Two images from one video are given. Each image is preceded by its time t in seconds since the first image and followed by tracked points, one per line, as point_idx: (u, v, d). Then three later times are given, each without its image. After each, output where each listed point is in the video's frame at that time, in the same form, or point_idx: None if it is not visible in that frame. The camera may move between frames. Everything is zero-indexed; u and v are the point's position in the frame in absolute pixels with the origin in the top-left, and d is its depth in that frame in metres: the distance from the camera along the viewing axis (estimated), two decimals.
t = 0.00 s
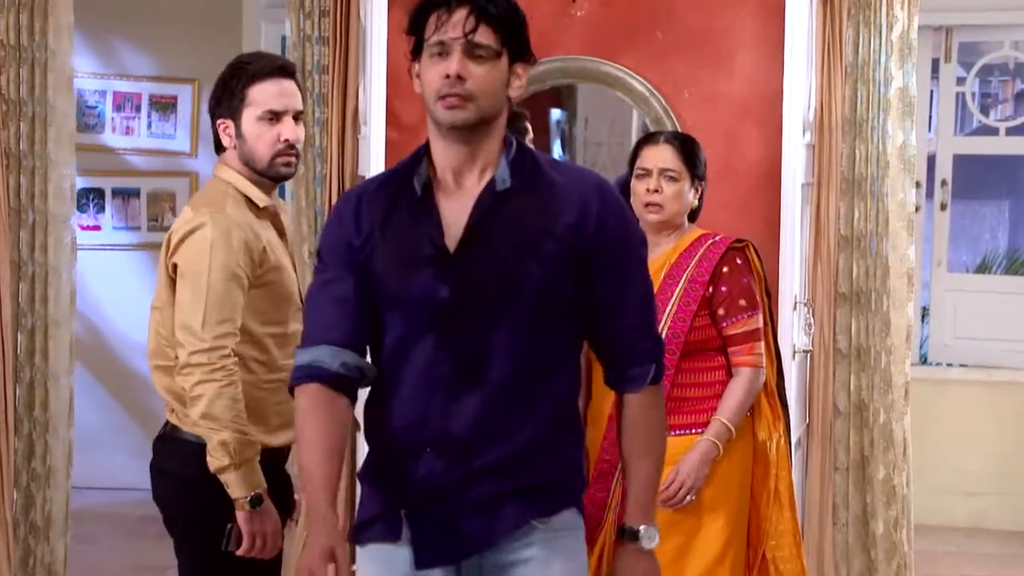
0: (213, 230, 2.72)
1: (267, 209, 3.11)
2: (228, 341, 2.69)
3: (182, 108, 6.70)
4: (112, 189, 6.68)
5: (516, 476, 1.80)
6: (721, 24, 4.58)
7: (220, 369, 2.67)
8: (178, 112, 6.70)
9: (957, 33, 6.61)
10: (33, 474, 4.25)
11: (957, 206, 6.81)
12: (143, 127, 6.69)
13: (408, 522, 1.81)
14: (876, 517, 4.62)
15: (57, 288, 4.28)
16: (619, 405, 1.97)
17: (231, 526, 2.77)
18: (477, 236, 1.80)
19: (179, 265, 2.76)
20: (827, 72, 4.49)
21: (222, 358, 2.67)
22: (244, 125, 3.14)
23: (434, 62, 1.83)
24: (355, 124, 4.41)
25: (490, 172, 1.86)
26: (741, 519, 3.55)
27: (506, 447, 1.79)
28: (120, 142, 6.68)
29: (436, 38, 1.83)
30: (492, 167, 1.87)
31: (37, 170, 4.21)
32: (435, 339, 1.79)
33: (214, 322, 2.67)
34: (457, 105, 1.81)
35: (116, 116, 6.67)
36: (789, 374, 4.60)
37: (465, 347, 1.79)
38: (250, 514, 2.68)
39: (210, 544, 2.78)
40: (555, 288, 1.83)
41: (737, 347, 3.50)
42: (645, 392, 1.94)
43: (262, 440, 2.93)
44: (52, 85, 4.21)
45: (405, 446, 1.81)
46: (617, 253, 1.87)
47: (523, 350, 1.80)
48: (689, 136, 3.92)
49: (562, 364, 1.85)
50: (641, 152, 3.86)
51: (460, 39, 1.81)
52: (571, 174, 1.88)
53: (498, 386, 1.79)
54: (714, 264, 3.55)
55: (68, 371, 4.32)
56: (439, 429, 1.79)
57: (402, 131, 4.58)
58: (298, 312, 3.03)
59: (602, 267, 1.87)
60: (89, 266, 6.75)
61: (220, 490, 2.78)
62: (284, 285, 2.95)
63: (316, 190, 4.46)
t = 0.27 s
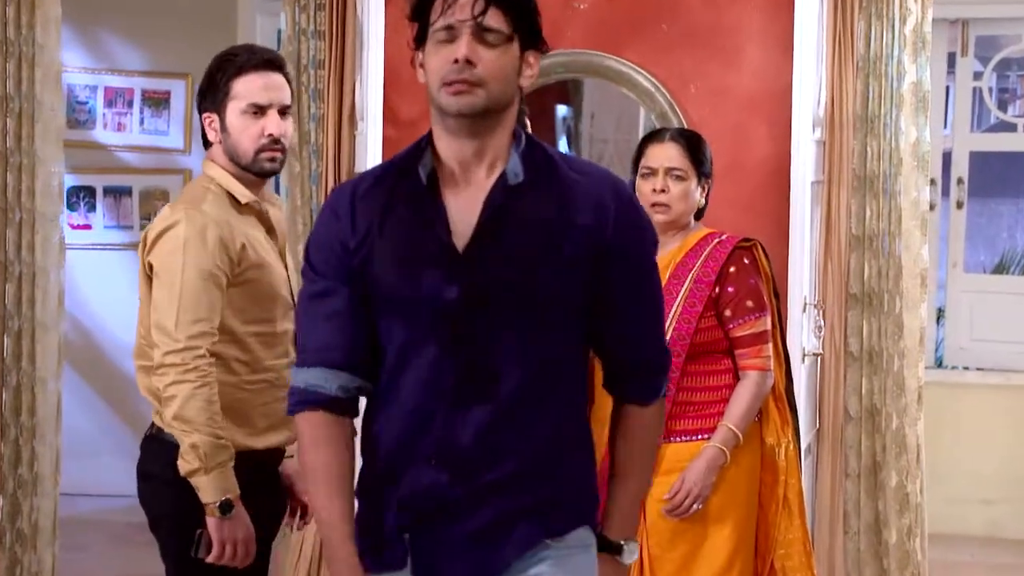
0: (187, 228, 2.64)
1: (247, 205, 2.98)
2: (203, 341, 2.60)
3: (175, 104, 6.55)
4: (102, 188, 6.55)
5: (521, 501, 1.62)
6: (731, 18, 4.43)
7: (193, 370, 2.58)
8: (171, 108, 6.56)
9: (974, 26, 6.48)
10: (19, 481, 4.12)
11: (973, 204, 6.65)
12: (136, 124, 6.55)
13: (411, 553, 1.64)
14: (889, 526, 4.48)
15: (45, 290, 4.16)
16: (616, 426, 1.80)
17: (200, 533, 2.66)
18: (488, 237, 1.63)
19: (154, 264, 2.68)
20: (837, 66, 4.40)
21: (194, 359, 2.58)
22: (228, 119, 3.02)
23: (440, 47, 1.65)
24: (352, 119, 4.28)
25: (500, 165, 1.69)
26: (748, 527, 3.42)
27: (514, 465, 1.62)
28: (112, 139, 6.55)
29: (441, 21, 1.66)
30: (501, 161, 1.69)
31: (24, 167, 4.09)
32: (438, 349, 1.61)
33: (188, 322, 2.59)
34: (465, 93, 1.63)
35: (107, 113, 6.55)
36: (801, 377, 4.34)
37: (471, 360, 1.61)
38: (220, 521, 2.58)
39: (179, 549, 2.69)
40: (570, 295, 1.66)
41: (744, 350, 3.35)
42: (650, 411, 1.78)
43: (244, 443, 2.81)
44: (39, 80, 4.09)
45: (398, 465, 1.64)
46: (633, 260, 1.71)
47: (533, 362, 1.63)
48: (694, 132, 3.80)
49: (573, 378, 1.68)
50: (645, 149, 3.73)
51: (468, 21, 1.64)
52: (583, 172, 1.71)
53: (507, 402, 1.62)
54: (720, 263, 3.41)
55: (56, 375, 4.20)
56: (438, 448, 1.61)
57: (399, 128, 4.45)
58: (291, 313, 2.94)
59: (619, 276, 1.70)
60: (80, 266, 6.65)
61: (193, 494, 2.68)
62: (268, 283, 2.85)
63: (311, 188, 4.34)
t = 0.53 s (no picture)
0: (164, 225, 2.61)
1: (236, 203, 2.81)
2: (183, 339, 2.56)
3: (172, 101, 6.46)
4: (98, 185, 6.46)
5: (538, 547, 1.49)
6: (739, 12, 4.35)
7: (172, 369, 2.55)
8: (168, 105, 6.47)
9: (988, 21, 6.36)
10: (11, 485, 4.04)
11: (987, 203, 6.52)
12: (132, 120, 6.47)
13: None
14: (899, 531, 4.38)
15: (37, 289, 4.07)
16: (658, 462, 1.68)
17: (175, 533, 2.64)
18: (514, 259, 1.49)
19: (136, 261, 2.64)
20: (847, 61, 4.25)
21: (172, 357, 2.55)
22: (215, 114, 2.94)
23: (461, 48, 1.54)
24: (350, 115, 4.20)
25: (530, 180, 1.56)
26: (754, 533, 3.34)
27: (537, 502, 1.49)
28: (107, 135, 6.47)
29: (461, 19, 1.55)
30: (532, 177, 1.57)
31: (16, 163, 4.02)
32: (456, 377, 1.49)
33: (167, 319, 2.55)
34: (495, 96, 1.51)
35: (103, 108, 6.47)
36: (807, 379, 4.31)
37: (493, 389, 1.48)
38: (195, 522, 2.55)
39: (158, 548, 2.68)
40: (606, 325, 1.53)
41: (750, 351, 3.25)
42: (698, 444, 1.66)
43: (229, 444, 2.73)
44: (32, 75, 4.02)
45: (407, 497, 1.51)
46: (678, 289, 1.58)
47: (561, 397, 1.50)
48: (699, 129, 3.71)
49: (606, 412, 1.56)
50: (649, 146, 3.65)
51: (490, 17, 1.53)
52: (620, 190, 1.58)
53: (528, 438, 1.48)
54: (725, 262, 3.31)
55: (49, 376, 4.12)
56: (451, 479, 1.49)
57: (399, 125, 4.37)
58: (286, 312, 2.88)
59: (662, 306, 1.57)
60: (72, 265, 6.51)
61: (172, 494, 2.67)
62: (258, 280, 2.78)
63: (309, 185, 4.26)
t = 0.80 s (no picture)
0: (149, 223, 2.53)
1: (224, 199, 2.69)
2: (170, 340, 2.48)
3: (168, 97, 6.30)
4: (92, 182, 6.30)
5: (537, 556, 1.38)
6: (745, 5, 4.23)
7: (159, 369, 2.46)
8: (164, 101, 6.31)
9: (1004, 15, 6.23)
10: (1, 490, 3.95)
11: (1003, 201, 6.39)
12: (127, 116, 6.32)
13: None
14: (911, 538, 4.28)
15: (28, 290, 3.98)
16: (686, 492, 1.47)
17: (164, 536, 2.53)
18: (505, 253, 1.39)
19: (122, 261, 2.56)
20: (857, 55, 4.21)
21: (158, 358, 2.46)
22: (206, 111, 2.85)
23: (473, 35, 1.45)
24: (348, 112, 4.13)
25: (539, 171, 1.46)
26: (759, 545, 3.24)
27: (533, 514, 1.37)
28: (102, 132, 6.32)
29: (473, 3, 1.45)
30: (540, 168, 1.46)
31: (7, 160, 3.92)
32: (448, 379, 1.39)
33: (154, 319, 2.47)
34: (503, 87, 1.41)
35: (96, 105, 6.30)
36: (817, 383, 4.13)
37: (487, 392, 1.38)
38: (184, 526, 2.46)
39: (148, 552, 2.58)
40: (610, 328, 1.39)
41: (756, 354, 3.16)
42: (724, 465, 1.43)
43: (219, 447, 2.64)
44: (22, 70, 3.93)
45: (401, 509, 1.42)
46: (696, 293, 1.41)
47: (558, 402, 1.37)
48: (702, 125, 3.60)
49: (619, 424, 1.42)
50: (652, 143, 3.54)
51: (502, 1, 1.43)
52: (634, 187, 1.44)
53: (523, 442, 1.37)
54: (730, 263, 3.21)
55: (40, 378, 4.03)
56: (443, 486, 1.39)
57: (399, 120, 4.27)
58: (280, 312, 2.75)
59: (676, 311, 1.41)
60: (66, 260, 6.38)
61: (162, 498, 2.55)
62: (249, 279, 2.67)
63: (307, 183, 4.19)
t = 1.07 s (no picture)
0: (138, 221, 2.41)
1: (217, 197, 2.55)
2: (161, 341, 2.37)
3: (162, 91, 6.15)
4: (85, 180, 6.16)
5: None
6: None
7: (149, 371, 2.35)
8: (158, 95, 6.16)
9: None
10: None
11: None
12: (121, 111, 6.16)
13: None
14: (926, 546, 4.16)
15: (16, 290, 3.87)
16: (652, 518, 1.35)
17: (156, 543, 2.42)
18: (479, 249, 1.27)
19: (110, 260, 2.45)
20: (871, 49, 4.06)
21: (148, 359, 2.35)
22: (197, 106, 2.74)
23: (451, 24, 1.33)
24: (346, 107, 4.03)
25: (522, 171, 1.33)
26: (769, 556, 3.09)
27: (509, 537, 1.24)
28: (95, 127, 6.16)
29: None
30: (524, 167, 1.34)
31: None
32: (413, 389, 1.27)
33: (144, 320, 2.35)
34: (482, 78, 1.29)
35: (89, 99, 6.15)
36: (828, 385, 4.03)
37: (458, 401, 1.25)
38: (176, 533, 2.35)
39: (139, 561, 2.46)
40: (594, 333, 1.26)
41: (764, 357, 3.02)
42: (679, 492, 1.31)
43: (212, 451, 2.52)
44: (10, 64, 3.82)
45: (366, 530, 1.29)
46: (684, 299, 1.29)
47: (537, 413, 1.25)
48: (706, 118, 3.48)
49: (601, 440, 1.28)
50: (656, 139, 3.41)
51: None
52: (622, 184, 1.31)
53: (497, 458, 1.25)
54: (737, 263, 3.05)
55: (28, 381, 3.92)
56: (409, 507, 1.27)
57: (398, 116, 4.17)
58: (273, 313, 2.62)
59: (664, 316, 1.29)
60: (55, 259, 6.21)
61: (154, 504, 2.43)
62: (242, 278, 2.55)
63: (303, 181, 4.05)
